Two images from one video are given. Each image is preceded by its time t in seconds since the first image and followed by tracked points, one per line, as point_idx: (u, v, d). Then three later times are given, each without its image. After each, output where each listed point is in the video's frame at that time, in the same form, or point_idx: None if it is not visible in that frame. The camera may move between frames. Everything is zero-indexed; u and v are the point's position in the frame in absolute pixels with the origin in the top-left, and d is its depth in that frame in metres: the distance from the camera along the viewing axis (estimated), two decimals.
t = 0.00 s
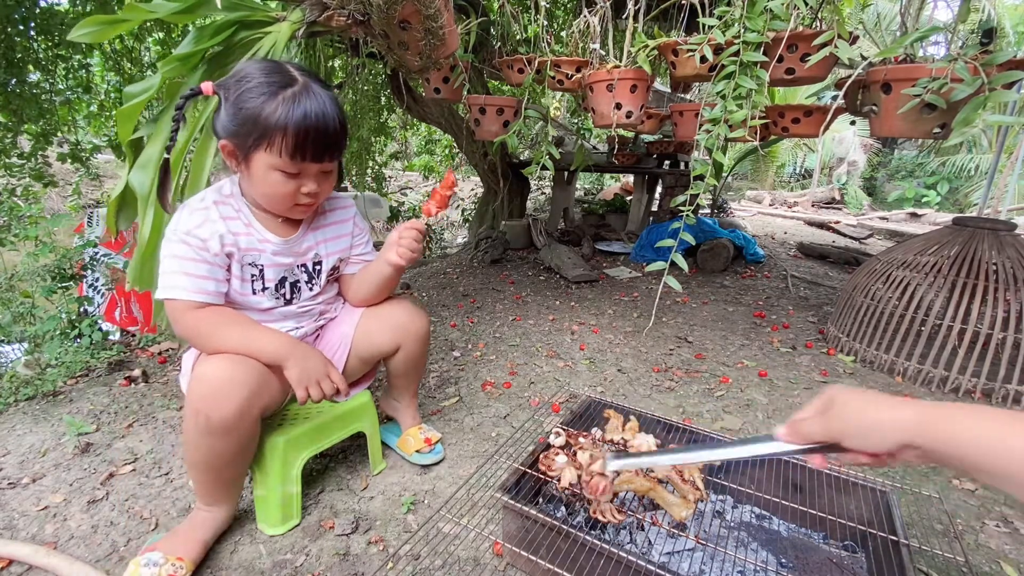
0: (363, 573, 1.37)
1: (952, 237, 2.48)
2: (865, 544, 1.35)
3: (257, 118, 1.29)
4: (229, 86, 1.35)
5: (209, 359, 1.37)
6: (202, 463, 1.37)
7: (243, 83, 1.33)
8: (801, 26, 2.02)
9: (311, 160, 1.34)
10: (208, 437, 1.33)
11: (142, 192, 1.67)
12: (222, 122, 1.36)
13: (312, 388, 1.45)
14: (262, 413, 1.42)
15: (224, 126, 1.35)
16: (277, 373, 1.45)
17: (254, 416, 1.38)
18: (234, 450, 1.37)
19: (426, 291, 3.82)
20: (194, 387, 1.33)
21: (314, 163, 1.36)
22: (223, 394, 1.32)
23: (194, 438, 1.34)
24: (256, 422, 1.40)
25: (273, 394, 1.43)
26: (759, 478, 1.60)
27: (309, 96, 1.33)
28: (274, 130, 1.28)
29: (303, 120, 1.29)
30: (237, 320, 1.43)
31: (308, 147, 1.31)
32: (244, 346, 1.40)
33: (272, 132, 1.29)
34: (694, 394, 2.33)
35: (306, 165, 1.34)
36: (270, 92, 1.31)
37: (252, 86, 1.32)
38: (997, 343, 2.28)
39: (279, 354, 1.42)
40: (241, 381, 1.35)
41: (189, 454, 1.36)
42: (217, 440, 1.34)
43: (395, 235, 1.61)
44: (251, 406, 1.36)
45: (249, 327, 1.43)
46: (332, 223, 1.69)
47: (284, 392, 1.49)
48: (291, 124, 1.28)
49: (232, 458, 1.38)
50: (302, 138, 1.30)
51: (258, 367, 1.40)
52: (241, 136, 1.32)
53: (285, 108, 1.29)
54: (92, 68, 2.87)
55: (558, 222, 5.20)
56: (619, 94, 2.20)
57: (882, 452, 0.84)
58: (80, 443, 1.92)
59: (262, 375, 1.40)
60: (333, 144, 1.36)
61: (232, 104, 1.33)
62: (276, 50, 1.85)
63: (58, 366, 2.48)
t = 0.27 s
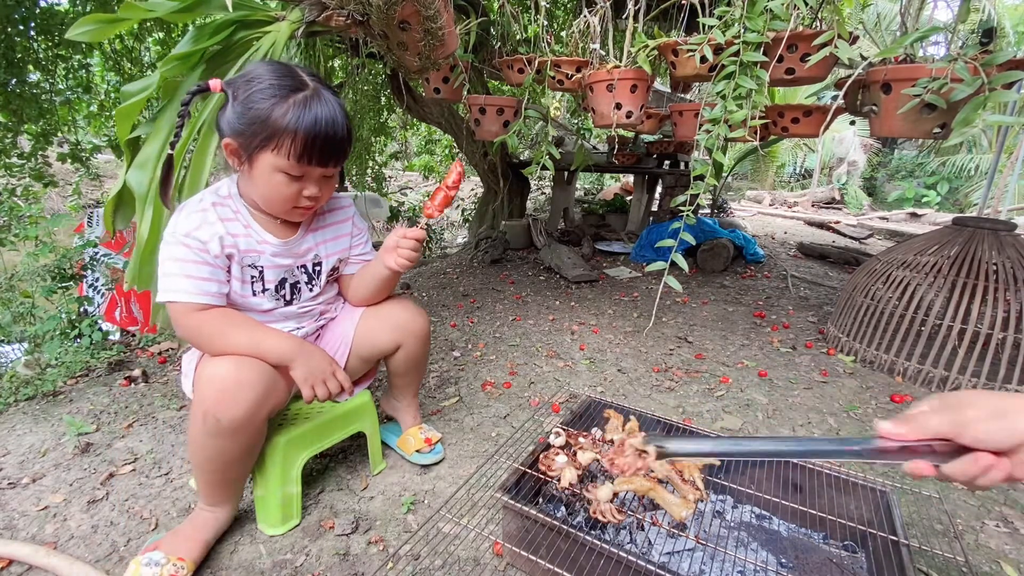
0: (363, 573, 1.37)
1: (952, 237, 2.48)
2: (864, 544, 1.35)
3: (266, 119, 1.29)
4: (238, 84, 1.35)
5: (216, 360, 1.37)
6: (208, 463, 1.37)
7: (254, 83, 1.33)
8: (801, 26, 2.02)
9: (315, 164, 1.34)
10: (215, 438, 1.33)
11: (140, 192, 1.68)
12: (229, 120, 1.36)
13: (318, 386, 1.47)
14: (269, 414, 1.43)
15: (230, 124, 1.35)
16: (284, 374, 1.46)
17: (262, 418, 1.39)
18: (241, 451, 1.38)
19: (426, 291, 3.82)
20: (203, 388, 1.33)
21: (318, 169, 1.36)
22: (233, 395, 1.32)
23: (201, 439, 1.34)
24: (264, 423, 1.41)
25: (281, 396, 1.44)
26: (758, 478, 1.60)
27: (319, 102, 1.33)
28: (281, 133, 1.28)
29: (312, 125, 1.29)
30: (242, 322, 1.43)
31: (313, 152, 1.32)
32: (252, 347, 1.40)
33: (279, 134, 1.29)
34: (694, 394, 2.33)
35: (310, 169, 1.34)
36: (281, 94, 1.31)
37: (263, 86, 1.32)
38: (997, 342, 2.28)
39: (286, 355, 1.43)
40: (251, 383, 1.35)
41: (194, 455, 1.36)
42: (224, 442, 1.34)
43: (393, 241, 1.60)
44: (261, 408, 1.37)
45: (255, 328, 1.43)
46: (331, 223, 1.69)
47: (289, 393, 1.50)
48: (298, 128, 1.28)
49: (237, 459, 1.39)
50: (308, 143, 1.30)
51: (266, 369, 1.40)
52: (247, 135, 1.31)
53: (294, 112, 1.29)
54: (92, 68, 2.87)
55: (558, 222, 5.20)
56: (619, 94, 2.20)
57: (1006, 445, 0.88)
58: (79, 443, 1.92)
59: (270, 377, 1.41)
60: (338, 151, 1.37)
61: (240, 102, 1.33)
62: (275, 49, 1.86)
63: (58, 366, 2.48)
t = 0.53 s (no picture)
0: (363, 573, 1.37)
1: (952, 238, 2.48)
2: (864, 544, 1.35)
3: (258, 116, 1.29)
4: (229, 83, 1.35)
5: (221, 360, 1.37)
6: (210, 464, 1.37)
7: (246, 81, 1.34)
8: (801, 26, 2.02)
9: (310, 159, 1.34)
10: (219, 438, 1.33)
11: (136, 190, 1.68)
12: (222, 119, 1.36)
13: (322, 391, 1.46)
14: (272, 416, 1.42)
15: (223, 122, 1.35)
16: (289, 376, 1.46)
17: (266, 420, 1.39)
18: (243, 452, 1.38)
19: (426, 291, 3.82)
20: (208, 388, 1.33)
21: (313, 164, 1.35)
22: (239, 396, 1.33)
23: (205, 438, 1.34)
24: (267, 425, 1.41)
25: (285, 398, 1.44)
26: (759, 478, 1.60)
27: (312, 97, 1.33)
28: (275, 129, 1.28)
29: (305, 120, 1.29)
30: (247, 323, 1.43)
31: (307, 146, 1.32)
32: (257, 348, 1.40)
33: (273, 130, 1.29)
34: (694, 394, 2.33)
35: (305, 164, 1.34)
36: (273, 90, 1.31)
37: (255, 84, 1.32)
38: (997, 342, 2.28)
39: (290, 357, 1.42)
40: (255, 384, 1.35)
41: (197, 455, 1.36)
42: (228, 442, 1.34)
43: (393, 235, 1.60)
44: (267, 409, 1.37)
45: (261, 329, 1.43)
46: (331, 219, 1.69)
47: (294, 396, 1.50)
48: (292, 124, 1.28)
49: (240, 461, 1.39)
50: (302, 137, 1.30)
51: (271, 371, 1.40)
52: (240, 132, 1.31)
53: (287, 108, 1.29)
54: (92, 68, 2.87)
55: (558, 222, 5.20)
56: (619, 94, 2.20)
57: None
58: (79, 443, 1.92)
59: (274, 379, 1.41)
60: (332, 146, 1.36)
61: (232, 101, 1.33)
62: (273, 48, 1.85)
63: (58, 366, 2.49)
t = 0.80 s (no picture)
0: (363, 573, 1.37)
1: (952, 238, 2.48)
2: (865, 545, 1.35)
3: (232, 105, 1.30)
4: (210, 75, 1.37)
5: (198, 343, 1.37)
6: (187, 449, 1.35)
7: (224, 73, 1.35)
8: (801, 26, 2.02)
9: (284, 147, 1.33)
10: (197, 419, 1.33)
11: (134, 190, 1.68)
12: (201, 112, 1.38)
13: (307, 359, 1.51)
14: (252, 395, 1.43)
15: (203, 115, 1.37)
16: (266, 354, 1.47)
17: (245, 396, 1.39)
18: (222, 432, 1.37)
19: (426, 291, 3.82)
20: (185, 369, 1.32)
21: (288, 151, 1.34)
22: (217, 372, 1.32)
23: (181, 422, 1.33)
24: (246, 403, 1.41)
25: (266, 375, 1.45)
26: (759, 478, 1.60)
27: (285, 86, 1.33)
28: (247, 116, 1.29)
29: (276, 106, 1.29)
30: (223, 305, 1.43)
31: (280, 133, 1.30)
32: (235, 327, 1.41)
33: (245, 117, 1.29)
34: (694, 394, 2.33)
35: (279, 151, 1.33)
36: (247, 80, 1.32)
37: (231, 75, 1.34)
38: (997, 342, 2.28)
39: (270, 332, 1.44)
40: (235, 359, 1.35)
41: (173, 443, 1.34)
42: (206, 422, 1.34)
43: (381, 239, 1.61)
44: (242, 388, 1.36)
45: (237, 308, 1.44)
46: (321, 214, 1.68)
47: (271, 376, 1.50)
48: (263, 110, 1.28)
49: (218, 442, 1.38)
50: (274, 123, 1.29)
51: (250, 348, 1.41)
52: (216, 122, 1.33)
53: (259, 95, 1.29)
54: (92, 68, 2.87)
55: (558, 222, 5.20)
56: (619, 94, 2.20)
57: None
58: (79, 443, 1.92)
59: (254, 356, 1.41)
60: (308, 134, 1.35)
61: (211, 93, 1.35)
62: (272, 48, 1.85)
63: (58, 366, 2.49)
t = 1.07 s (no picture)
0: (363, 573, 1.37)
1: (952, 237, 2.48)
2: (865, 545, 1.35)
3: (230, 115, 1.30)
4: (207, 85, 1.37)
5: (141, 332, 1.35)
6: (148, 443, 1.32)
7: (220, 82, 1.35)
8: (801, 26, 2.02)
9: (285, 154, 1.33)
10: (136, 407, 1.28)
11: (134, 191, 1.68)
12: (200, 120, 1.38)
13: (228, 341, 1.33)
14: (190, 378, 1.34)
15: (202, 125, 1.37)
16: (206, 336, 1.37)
17: (176, 379, 1.31)
18: (168, 419, 1.31)
19: (426, 291, 3.82)
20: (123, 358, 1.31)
21: (288, 158, 1.35)
22: (134, 353, 1.27)
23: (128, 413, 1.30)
24: (183, 386, 1.32)
25: (198, 357, 1.35)
26: (759, 478, 1.60)
27: (282, 92, 1.33)
28: (247, 126, 1.29)
29: (274, 116, 1.29)
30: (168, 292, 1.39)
31: (280, 142, 1.31)
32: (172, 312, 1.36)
33: (245, 128, 1.29)
34: (694, 394, 2.33)
35: (279, 160, 1.34)
36: (243, 89, 1.32)
37: (228, 84, 1.33)
38: (997, 342, 2.28)
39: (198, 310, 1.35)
40: (154, 338, 1.28)
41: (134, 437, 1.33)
42: (145, 409, 1.29)
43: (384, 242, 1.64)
44: (173, 363, 1.29)
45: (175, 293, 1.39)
46: (324, 211, 1.70)
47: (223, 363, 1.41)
48: (262, 120, 1.28)
49: (173, 431, 1.32)
50: (274, 133, 1.29)
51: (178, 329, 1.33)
52: (217, 133, 1.33)
53: (257, 104, 1.29)
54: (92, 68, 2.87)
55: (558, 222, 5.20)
56: (619, 94, 2.20)
57: None
58: (79, 443, 1.93)
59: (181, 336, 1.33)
60: (308, 139, 1.35)
61: (209, 103, 1.35)
62: (272, 47, 1.85)
63: (58, 366, 2.49)
